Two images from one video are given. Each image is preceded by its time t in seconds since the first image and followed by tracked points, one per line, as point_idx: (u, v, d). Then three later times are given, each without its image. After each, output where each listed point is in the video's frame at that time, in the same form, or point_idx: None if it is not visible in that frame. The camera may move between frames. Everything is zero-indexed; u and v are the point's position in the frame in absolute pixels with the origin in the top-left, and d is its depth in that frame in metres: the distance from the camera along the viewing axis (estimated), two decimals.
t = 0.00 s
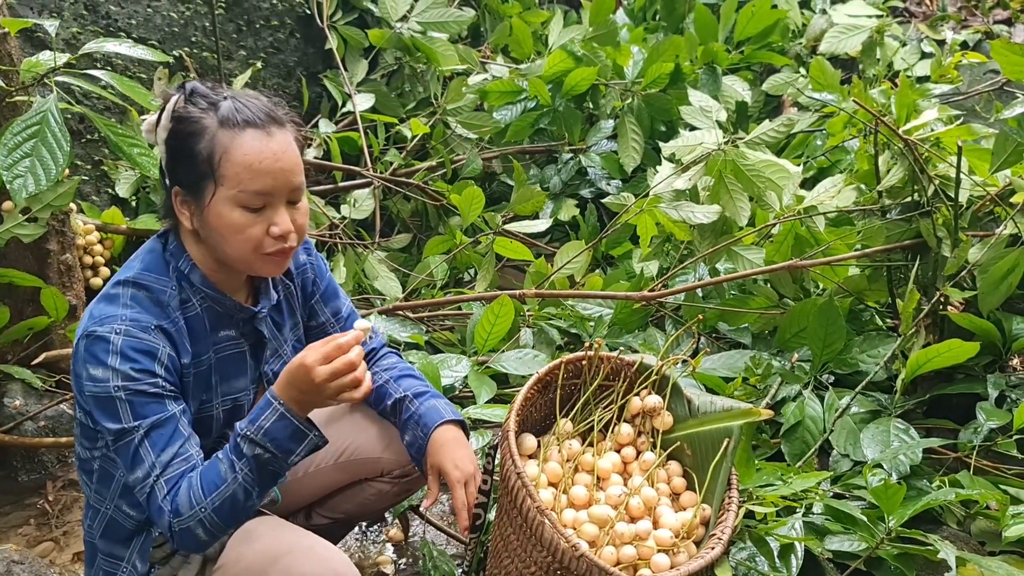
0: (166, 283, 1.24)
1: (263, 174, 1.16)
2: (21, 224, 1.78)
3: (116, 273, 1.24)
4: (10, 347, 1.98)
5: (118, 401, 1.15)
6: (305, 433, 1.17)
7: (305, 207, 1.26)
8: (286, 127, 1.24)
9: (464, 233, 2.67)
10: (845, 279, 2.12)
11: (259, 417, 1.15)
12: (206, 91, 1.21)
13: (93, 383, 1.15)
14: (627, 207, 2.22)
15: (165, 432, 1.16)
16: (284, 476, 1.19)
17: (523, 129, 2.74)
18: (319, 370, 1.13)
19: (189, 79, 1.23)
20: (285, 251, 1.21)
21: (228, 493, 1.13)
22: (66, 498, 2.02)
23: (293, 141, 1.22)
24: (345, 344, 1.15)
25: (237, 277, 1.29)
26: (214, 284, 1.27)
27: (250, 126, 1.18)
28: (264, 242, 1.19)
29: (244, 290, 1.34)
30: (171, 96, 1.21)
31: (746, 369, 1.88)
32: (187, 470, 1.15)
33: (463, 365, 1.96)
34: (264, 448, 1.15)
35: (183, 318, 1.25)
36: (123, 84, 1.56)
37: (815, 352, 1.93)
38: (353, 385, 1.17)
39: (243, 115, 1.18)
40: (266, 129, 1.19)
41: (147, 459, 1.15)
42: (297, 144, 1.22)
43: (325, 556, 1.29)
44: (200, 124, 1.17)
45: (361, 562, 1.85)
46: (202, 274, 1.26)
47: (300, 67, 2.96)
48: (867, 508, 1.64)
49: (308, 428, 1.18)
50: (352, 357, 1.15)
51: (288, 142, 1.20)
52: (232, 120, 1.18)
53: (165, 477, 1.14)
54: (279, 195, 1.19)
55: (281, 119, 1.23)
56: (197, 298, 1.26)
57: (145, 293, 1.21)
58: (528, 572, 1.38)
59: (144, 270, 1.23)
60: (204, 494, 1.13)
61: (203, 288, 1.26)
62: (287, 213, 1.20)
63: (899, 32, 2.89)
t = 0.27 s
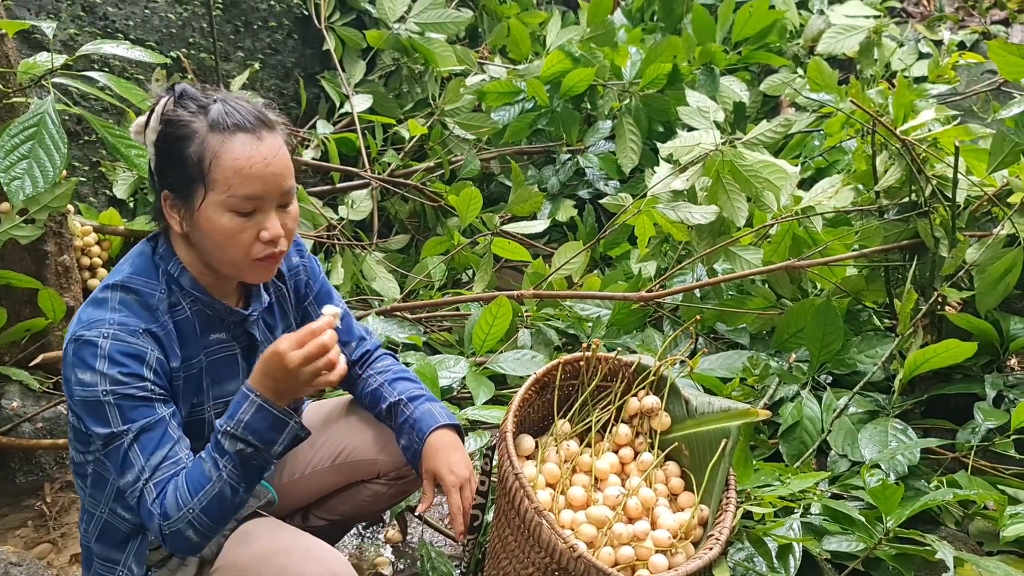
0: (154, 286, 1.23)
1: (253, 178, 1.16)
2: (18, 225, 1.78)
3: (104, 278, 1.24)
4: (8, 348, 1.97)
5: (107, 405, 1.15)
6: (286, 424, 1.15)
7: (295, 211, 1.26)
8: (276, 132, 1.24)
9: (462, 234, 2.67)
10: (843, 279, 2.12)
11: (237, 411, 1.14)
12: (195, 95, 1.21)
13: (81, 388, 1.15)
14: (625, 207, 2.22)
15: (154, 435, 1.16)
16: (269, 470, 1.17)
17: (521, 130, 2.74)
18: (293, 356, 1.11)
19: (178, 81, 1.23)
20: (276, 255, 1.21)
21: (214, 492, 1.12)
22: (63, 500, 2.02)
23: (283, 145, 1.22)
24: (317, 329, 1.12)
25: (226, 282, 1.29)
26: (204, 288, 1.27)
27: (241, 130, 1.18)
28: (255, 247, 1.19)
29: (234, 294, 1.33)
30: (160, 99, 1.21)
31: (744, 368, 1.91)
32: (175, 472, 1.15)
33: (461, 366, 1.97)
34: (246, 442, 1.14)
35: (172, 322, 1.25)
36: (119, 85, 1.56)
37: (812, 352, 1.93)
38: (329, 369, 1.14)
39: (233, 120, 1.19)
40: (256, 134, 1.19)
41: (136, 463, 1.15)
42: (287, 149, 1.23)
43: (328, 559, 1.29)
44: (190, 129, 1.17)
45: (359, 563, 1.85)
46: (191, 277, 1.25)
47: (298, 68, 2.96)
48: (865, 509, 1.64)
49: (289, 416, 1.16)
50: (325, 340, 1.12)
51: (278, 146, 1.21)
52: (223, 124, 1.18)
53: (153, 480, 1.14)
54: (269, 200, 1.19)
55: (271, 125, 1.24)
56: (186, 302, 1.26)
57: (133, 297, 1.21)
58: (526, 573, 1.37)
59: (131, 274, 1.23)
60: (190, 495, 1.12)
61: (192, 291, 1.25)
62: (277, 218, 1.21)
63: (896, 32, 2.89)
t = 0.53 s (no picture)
0: (145, 291, 1.23)
1: (250, 187, 1.16)
2: (15, 228, 1.77)
3: (94, 283, 1.24)
4: (5, 352, 1.97)
5: (103, 408, 1.15)
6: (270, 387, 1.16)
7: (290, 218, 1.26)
8: (270, 139, 1.24)
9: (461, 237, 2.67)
10: (841, 282, 2.11)
11: (219, 389, 1.14)
12: (190, 101, 1.21)
13: (76, 392, 1.15)
14: (624, 210, 2.23)
15: (156, 432, 1.16)
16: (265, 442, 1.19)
17: (519, 132, 2.74)
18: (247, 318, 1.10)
19: (171, 86, 1.22)
20: (271, 262, 1.21)
21: (219, 474, 1.13)
22: (61, 504, 2.01)
23: (278, 153, 1.22)
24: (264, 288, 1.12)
25: (220, 287, 1.29)
26: (197, 295, 1.27)
27: (237, 138, 1.18)
28: (251, 254, 1.19)
29: (226, 300, 1.33)
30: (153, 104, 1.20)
31: (742, 371, 1.93)
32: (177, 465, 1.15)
33: (460, 369, 1.96)
34: (237, 418, 1.15)
35: (164, 326, 1.25)
36: (117, 89, 1.57)
37: (811, 354, 1.93)
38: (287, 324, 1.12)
39: (228, 127, 1.18)
40: (251, 142, 1.19)
41: (138, 462, 1.15)
42: (283, 157, 1.23)
43: (329, 564, 1.29)
44: (185, 135, 1.17)
45: (357, 567, 1.85)
46: (184, 283, 1.25)
47: (296, 70, 2.95)
48: (864, 512, 1.64)
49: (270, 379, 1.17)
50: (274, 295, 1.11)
51: (274, 154, 1.21)
52: (218, 132, 1.18)
53: (160, 476, 1.15)
54: (265, 207, 1.19)
55: (266, 132, 1.24)
56: (179, 307, 1.26)
57: (124, 301, 1.21)
58: None
59: (122, 278, 1.23)
60: (197, 483, 1.13)
61: (184, 297, 1.25)
62: (273, 225, 1.21)
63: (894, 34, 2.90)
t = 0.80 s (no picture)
0: (146, 290, 1.23)
1: (242, 181, 1.16)
2: (17, 228, 1.77)
3: (96, 282, 1.24)
4: (7, 351, 1.97)
5: (102, 406, 1.15)
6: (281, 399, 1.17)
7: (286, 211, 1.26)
8: (262, 132, 1.24)
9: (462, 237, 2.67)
10: (843, 283, 2.12)
11: (231, 395, 1.15)
12: (179, 97, 1.21)
13: (76, 389, 1.15)
14: (626, 211, 2.23)
15: (152, 432, 1.16)
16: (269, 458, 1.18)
17: (521, 133, 2.74)
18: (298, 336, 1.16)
19: (162, 84, 1.22)
20: (267, 257, 1.21)
21: (216, 481, 1.13)
22: (63, 503, 2.01)
23: (271, 147, 1.22)
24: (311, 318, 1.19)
25: (219, 284, 1.29)
26: (197, 293, 1.27)
27: (227, 132, 1.18)
28: (247, 249, 1.19)
29: (226, 297, 1.33)
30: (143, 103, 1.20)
31: (745, 373, 1.91)
32: (174, 466, 1.15)
33: (461, 369, 1.96)
34: (244, 428, 1.15)
35: (164, 325, 1.25)
36: (120, 89, 1.56)
37: (813, 355, 1.94)
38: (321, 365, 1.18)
39: (218, 122, 1.18)
40: (242, 136, 1.19)
41: (135, 461, 1.15)
42: (274, 149, 1.22)
43: (330, 564, 1.28)
44: (175, 132, 1.17)
45: (359, 567, 1.84)
46: (183, 282, 1.25)
47: (298, 70, 2.95)
48: (866, 513, 1.64)
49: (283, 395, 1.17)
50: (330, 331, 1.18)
51: (265, 147, 1.21)
52: (208, 127, 1.18)
53: (156, 476, 1.14)
54: (259, 202, 1.19)
55: (257, 125, 1.24)
56: (179, 306, 1.25)
57: (125, 300, 1.21)
58: None
59: (123, 277, 1.23)
60: (193, 486, 1.13)
61: (184, 296, 1.25)
62: (267, 219, 1.20)
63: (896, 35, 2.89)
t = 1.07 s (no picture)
0: (147, 288, 1.24)
1: (227, 175, 1.15)
2: (18, 226, 1.77)
3: (97, 282, 1.24)
4: (7, 349, 1.97)
5: (108, 402, 1.15)
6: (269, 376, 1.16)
7: (281, 209, 1.25)
8: (255, 129, 1.23)
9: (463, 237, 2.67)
10: (843, 283, 2.12)
11: (219, 382, 1.15)
12: (173, 95, 1.21)
13: (80, 387, 1.15)
14: (626, 211, 2.23)
15: (159, 425, 1.16)
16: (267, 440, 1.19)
17: (522, 133, 2.75)
18: (255, 307, 1.11)
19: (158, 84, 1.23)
20: (257, 253, 1.20)
21: (224, 467, 1.13)
22: (62, 501, 2.01)
23: (260, 142, 1.21)
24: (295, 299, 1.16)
25: (219, 286, 1.28)
26: (197, 292, 1.26)
27: (214, 127, 1.18)
28: (235, 245, 1.17)
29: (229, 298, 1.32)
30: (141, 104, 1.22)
31: (744, 373, 1.92)
32: (181, 457, 1.15)
33: (461, 369, 1.97)
34: (241, 409, 1.15)
35: (166, 322, 1.25)
36: (121, 87, 1.56)
37: (813, 356, 1.94)
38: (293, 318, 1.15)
39: (206, 117, 1.18)
40: (229, 130, 1.18)
41: (143, 455, 1.15)
42: (264, 144, 1.21)
43: (330, 564, 1.28)
44: (163, 127, 1.17)
45: (358, 565, 1.84)
46: (182, 281, 1.25)
47: (299, 70, 2.95)
48: (865, 513, 1.64)
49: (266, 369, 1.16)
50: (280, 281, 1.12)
51: (253, 142, 1.20)
52: (195, 122, 1.17)
53: (165, 469, 1.14)
54: (246, 196, 1.17)
55: (250, 122, 1.23)
56: (180, 304, 1.25)
57: (127, 297, 1.22)
58: None
59: (124, 275, 1.23)
60: (201, 475, 1.13)
61: (184, 294, 1.25)
62: (257, 214, 1.19)
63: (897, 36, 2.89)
